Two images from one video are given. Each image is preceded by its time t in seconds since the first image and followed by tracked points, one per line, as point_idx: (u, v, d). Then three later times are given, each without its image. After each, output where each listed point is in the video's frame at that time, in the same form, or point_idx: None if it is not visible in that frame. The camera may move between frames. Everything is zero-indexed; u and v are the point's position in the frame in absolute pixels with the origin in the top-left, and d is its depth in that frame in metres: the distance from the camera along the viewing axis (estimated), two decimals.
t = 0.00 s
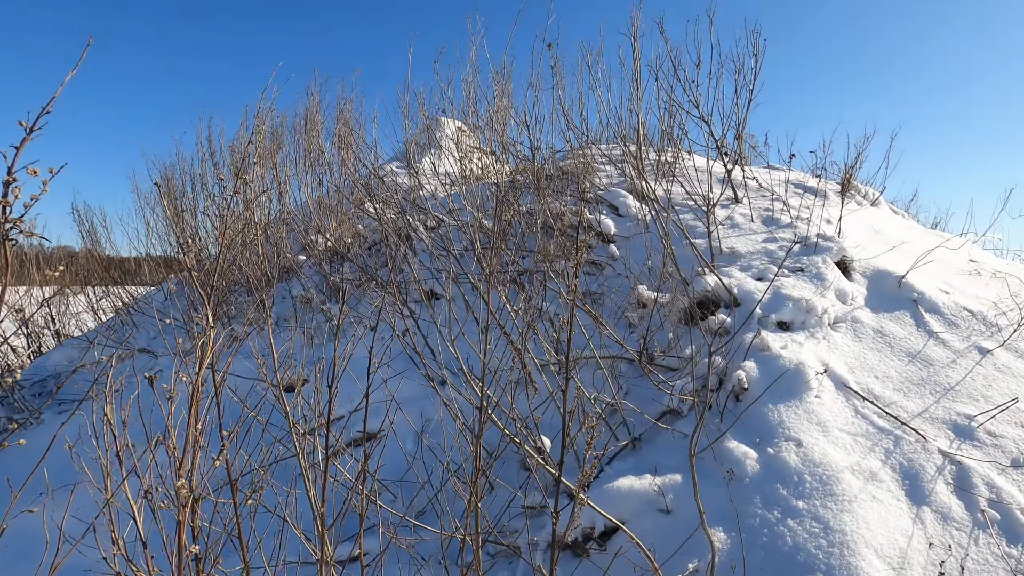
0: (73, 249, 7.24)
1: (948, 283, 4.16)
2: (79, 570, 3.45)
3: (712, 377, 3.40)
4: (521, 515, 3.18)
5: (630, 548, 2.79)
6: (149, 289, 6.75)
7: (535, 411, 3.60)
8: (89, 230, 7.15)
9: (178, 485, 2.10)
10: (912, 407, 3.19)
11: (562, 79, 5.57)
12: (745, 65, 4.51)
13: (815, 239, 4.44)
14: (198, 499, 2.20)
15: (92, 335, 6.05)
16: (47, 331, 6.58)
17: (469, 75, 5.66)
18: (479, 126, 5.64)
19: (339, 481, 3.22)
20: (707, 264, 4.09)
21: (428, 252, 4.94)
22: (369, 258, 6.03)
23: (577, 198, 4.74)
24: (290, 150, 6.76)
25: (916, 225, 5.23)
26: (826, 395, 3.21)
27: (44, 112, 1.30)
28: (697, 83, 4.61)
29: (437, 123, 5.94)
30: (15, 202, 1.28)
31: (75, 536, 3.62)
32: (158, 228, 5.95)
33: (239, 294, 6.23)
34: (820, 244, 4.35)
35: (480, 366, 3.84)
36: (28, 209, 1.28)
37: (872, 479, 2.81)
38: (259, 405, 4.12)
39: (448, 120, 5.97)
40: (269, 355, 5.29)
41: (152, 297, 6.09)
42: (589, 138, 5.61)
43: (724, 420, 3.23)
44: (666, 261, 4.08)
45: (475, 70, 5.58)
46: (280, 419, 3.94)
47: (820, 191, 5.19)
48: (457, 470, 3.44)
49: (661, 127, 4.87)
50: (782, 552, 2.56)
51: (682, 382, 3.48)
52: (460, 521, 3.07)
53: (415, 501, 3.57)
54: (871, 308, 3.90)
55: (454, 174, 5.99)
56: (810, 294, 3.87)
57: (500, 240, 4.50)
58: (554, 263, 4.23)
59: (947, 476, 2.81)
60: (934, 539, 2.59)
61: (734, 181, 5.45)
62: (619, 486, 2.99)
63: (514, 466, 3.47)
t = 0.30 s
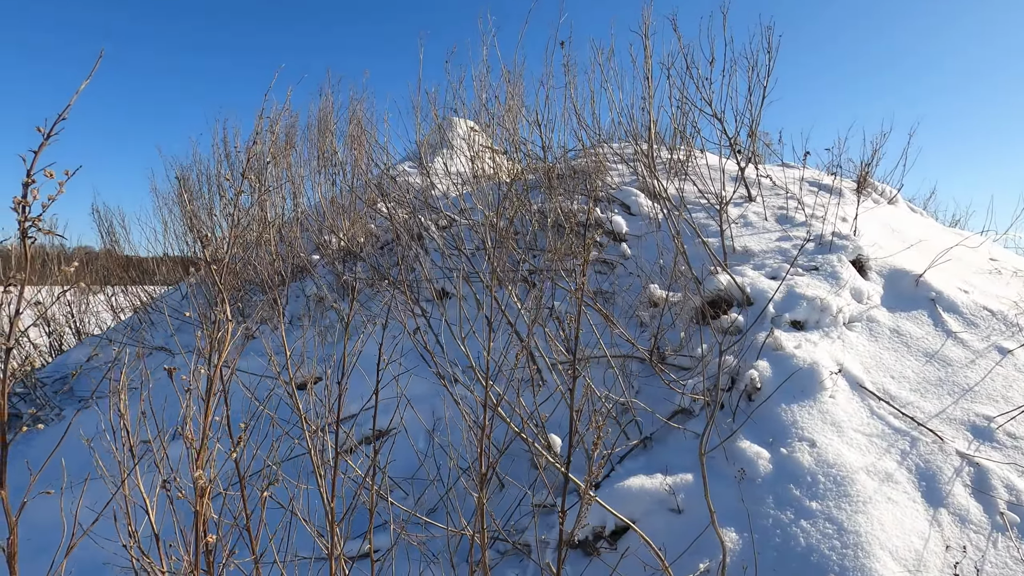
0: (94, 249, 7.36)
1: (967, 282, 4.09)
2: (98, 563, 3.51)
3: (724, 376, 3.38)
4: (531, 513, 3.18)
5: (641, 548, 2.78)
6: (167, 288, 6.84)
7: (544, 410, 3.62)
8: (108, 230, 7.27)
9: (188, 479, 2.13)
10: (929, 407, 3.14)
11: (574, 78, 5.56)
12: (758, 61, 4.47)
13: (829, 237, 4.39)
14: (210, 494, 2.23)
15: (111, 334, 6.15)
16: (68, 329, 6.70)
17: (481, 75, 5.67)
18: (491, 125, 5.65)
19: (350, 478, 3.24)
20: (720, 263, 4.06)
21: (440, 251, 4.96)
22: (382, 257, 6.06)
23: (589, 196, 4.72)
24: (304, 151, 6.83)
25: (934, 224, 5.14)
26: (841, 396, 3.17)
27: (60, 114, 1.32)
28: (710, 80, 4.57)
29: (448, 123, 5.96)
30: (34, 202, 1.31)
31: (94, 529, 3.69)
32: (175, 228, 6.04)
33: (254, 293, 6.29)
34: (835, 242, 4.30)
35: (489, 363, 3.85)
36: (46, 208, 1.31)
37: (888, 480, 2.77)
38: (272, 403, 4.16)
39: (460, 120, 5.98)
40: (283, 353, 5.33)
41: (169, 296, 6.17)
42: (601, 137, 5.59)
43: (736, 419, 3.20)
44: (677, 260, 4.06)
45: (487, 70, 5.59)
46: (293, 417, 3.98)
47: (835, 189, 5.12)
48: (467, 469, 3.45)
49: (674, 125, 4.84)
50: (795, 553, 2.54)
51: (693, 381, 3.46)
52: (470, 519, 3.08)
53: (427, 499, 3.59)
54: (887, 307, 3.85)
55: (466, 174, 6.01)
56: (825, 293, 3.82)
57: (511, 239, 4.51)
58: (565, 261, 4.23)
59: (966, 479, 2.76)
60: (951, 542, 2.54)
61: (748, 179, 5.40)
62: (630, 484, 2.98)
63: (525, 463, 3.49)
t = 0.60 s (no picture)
0: (110, 249, 7.46)
1: (985, 280, 4.01)
2: (114, 558, 3.55)
3: (736, 376, 3.34)
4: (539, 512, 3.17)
5: (650, 547, 2.76)
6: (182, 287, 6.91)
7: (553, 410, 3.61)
8: (124, 230, 7.36)
9: (199, 472, 2.15)
10: (946, 408, 3.09)
11: (585, 76, 5.54)
12: (771, 58, 4.42)
13: (843, 235, 4.33)
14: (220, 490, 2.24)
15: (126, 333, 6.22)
16: (85, 328, 6.79)
17: (492, 74, 5.67)
18: (501, 124, 5.64)
19: (358, 476, 3.25)
20: (731, 262, 4.03)
21: (450, 251, 4.97)
22: (392, 257, 6.08)
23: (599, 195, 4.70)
24: (316, 151, 6.87)
25: (952, 221, 5.05)
26: (855, 396, 3.12)
27: (75, 117, 1.36)
28: (722, 77, 4.54)
29: (459, 122, 5.97)
30: (48, 200, 1.33)
31: (109, 525, 3.74)
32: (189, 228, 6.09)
33: (266, 292, 6.33)
34: (849, 241, 4.24)
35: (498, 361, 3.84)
36: (61, 207, 1.33)
37: (904, 482, 2.72)
38: (282, 401, 4.19)
39: (471, 119, 5.98)
40: (294, 352, 5.36)
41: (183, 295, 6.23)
42: (611, 135, 5.56)
43: (748, 419, 3.17)
44: (688, 258, 4.03)
45: (497, 69, 5.58)
46: (304, 414, 4.00)
47: (849, 187, 5.06)
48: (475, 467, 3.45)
49: (685, 123, 4.81)
50: (807, 554, 2.50)
51: (704, 381, 3.43)
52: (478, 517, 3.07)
53: (436, 498, 3.60)
54: (902, 306, 3.79)
55: (477, 173, 6.01)
56: (839, 292, 3.77)
57: (521, 238, 4.50)
58: (575, 260, 4.21)
59: (984, 480, 2.70)
60: (969, 545, 2.49)
61: (760, 177, 5.35)
62: (639, 484, 2.96)
63: (534, 463, 3.49)
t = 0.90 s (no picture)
0: (123, 249, 7.53)
1: (1003, 278, 3.93)
2: (126, 555, 3.58)
3: (747, 376, 3.31)
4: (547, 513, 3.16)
5: (660, 548, 2.73)
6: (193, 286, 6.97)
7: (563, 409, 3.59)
8: (137, 230, 7.43)
9: (207, 469, 2.16)
10: (963, 408, 3.03)
11: (593, 74, 5.51)
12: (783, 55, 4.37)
13: (857, 233, 4.28)
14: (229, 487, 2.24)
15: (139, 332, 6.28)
16: (99, 327, 6.86)
17: (500, 73, 5.66)
18: (510, 123, 5.63)
19: (367, 475, 3.25)
20: (742, 260, 4.00)
21: (459, 250, 4.96)
22: (401, 256, 6.09)
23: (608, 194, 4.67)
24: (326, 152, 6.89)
25: (968, 219, 4.97)
26: (869, 396, 3.08)
27: (81, 115, 1.36)
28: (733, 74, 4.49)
29: (467, 121, 5.96)
30: (55, 198, 1.33)
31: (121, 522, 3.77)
32: (200, 227, 6.13)
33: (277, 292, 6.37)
34: (863, 239, 4.19)
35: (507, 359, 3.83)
36: (67, 204, 1.33)
37: (919, 483, 2.68)
38: (292, 400, 4.20)
39: (479, 118, 5.97)
40: (304, 350, 5.39)
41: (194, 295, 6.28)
42: (621, 133, 5.53)
43: (760, 419, 3.13)
44: (699, 257, 3.99)
45: (505, 68, 5.57)
46: (314, 413, 4.01)
47: (863, 184, 4.99)
48: (484, 466, 3.44)
49: (695, 120, 4.77)
50: (821, 556, 2.47)
51: (715, 380, 3.40)
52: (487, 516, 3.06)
53: (446, 497, 3.59)
54: (917, 304, 3.73)
55: (485, 172, 6.00)
56: (852, 290, 3.72)
57: (530, 237, 4.48)
58: (584, 259, 4.19)
59: (1003, 482, 2.65)
60: (986, 548, 2.45)
61: (772, 175, 5.29)
62: (649, 484, 2.94)
63: (543, 463, 3.48)
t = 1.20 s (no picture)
0: (134, 249, 7.58)
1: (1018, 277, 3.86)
2: (137, 554, 3.61)
3: (757, 376, 3.29)
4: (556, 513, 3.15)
5: (671, 549, 2.72)
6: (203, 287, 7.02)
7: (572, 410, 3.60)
8: (148, 231, 7.48)
9: (217, 470, 2.16)
10: (978, 409, 3.00)
11: (601, 73, 5.49)
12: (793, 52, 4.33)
13: (868, 232, 4.24)
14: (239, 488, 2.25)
15: (150, 331, 6.34)
16: (110, 327, 6.92)
17: (508, 73, 5.65)
18: (518, 122, 5.61)
19: (375, 474, 3.26)
20: (752, 259, 3.98)
21: (467, 250, 4.96)
22: (409, 256, 6.10)
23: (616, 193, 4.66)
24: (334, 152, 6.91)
25: (981, 217, 4.91)
26: (881, 396, 3.05)
27: (92, 117, 1.37)
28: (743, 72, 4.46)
29: (475, 121, 5.95)
30: (67, 199, 1.34)
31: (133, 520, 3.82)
32: (210, 228, 6.18)
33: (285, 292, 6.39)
34: (874, 238, 4.15)
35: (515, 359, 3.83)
36: (79, 206, 1.34)
37: (933, 485, 2.65)
38: (301, 399, 4.22)
39: (487, 118, 5.96)
40: (313, 350, 5.41)
41: (204, 295, 6.32)
42: (629, 132, 5.51)
43: (770, 420, 3.11)
44: (708, 256, 3.97)
45: (513, 67, 5.56)
46: (323, 412, 4.03)
47: (874, 183, 4.94)
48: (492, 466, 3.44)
49: (704, 119, 4.74)
50: (831, 559, 2.45)
51: (725, 380, 3.38)
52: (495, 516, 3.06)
53: (455, 498, 3.60)
54: (930, 304, 3.68)
55: (493, 172, 6.00)
56: (863, 290, 3.69)
57: (538, 237, 4.47)
58: (593, 259, 4.18)
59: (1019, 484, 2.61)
60: (1001, 551, 2.41)
61: (781, 173, 5.26)
62: (658, 484, 2.92)
63: (551, 463, 3.48)
